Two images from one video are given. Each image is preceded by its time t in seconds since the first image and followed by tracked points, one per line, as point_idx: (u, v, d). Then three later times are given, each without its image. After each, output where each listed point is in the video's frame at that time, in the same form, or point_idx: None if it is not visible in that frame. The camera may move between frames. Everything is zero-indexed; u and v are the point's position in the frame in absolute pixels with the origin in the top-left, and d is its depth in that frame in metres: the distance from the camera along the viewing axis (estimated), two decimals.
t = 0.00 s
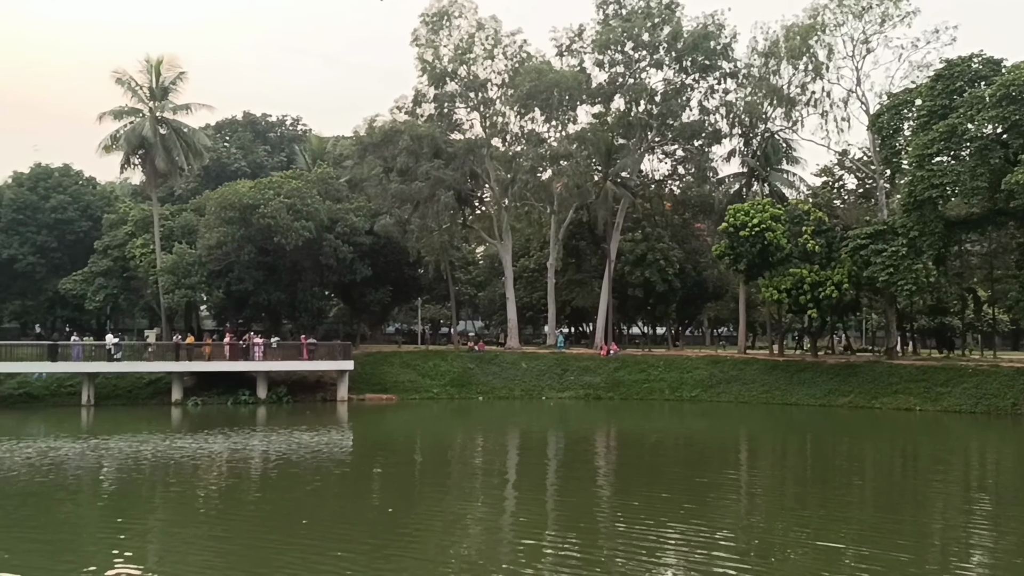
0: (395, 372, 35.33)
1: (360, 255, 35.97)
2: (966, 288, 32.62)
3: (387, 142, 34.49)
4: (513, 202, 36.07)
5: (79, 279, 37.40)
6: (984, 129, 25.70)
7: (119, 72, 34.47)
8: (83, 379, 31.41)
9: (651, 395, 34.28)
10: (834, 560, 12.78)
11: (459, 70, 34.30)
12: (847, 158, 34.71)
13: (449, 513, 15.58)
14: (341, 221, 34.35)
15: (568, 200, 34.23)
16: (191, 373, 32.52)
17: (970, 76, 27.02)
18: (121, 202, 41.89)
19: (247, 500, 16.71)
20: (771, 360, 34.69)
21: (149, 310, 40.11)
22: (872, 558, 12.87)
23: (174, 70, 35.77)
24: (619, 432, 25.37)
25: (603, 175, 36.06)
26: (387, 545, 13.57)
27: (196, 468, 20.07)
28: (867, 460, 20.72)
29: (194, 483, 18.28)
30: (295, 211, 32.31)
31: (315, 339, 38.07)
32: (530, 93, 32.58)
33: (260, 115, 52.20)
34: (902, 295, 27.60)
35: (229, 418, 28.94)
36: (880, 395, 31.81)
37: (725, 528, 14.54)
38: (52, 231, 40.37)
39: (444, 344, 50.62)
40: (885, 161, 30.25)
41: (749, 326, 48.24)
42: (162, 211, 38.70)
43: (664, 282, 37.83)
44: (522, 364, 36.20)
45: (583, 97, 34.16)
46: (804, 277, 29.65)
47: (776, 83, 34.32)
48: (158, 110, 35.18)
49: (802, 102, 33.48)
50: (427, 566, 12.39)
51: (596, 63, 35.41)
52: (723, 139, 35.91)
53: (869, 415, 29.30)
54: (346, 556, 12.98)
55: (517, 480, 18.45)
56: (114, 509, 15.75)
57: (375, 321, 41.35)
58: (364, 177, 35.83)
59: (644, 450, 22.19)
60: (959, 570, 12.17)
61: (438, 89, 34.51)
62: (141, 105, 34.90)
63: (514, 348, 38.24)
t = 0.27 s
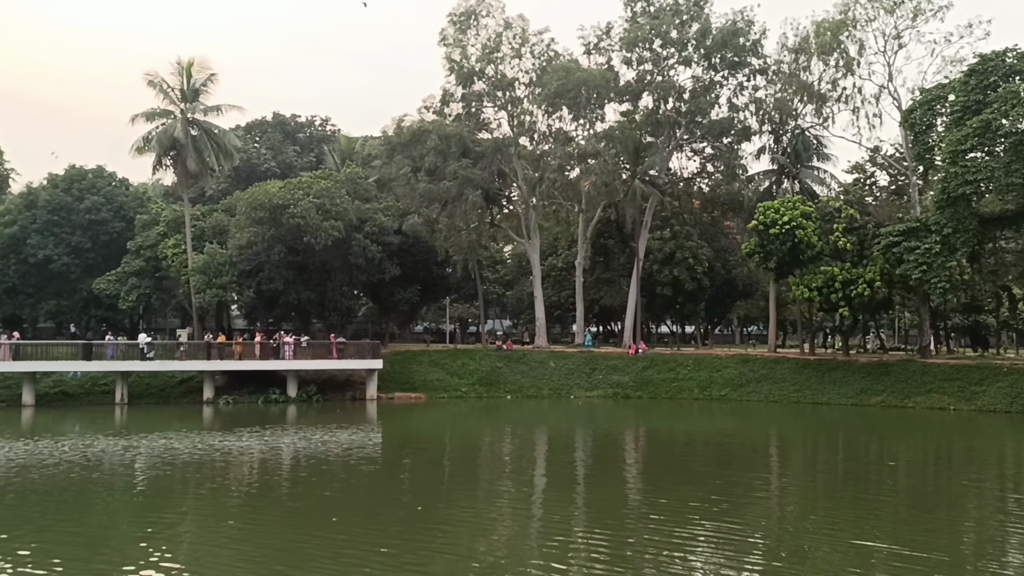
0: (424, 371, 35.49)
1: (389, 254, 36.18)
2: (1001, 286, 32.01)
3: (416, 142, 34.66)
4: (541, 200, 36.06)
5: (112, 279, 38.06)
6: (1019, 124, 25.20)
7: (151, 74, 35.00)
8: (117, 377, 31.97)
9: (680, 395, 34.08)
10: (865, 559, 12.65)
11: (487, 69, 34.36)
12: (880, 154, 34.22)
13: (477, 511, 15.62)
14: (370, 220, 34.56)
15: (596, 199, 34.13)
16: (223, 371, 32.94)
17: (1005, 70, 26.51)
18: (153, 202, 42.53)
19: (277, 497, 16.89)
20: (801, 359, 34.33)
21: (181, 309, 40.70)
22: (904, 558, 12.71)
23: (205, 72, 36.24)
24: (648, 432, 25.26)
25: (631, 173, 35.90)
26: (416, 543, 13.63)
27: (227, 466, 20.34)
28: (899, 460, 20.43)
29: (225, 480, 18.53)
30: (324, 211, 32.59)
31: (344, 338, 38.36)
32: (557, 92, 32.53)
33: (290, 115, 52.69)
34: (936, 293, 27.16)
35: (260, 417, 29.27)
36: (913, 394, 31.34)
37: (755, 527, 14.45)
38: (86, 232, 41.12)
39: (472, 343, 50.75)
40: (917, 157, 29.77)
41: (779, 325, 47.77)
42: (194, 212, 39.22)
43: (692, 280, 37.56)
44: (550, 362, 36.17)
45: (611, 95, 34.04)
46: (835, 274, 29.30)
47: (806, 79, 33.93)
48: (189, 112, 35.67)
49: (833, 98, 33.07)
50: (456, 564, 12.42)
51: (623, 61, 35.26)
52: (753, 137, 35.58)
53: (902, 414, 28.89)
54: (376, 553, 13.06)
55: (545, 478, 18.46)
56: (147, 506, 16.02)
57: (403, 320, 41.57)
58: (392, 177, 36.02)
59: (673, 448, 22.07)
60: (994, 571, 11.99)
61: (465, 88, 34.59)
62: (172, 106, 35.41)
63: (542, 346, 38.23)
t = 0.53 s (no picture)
0: (451, 370, 35.60)
1: (416, 254, 36.35)
2: None
3: (442, 142, 34.77)
4: (568, 200, 36.00)
5: (143, 279, 38.66)
6: None
7: (181, 77, 35.47)
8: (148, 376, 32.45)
9: (708, 395, 33.85)
10: (897, 560, 12.51)
11: (513, 69, 34.38)
12: (911, 152, 33.72)
13: (504, 511, 15.63)
14: (397, 220, 34.73)
15: (623, 198, 34.00)
16: (252, 371, 33.30)
17: None
18: (183, 203, 43.10)
19: (304, 495, 17.04)
20: (831, 360, 33.94)
21: (211, 308, 41.23)
22: (937, 559, 12.55)
23: (234, 73, 36.65)
24: (675, 432, 25.13)
25: (658, 172, 35.72)
26: (443, 542, 13.67)
27: (255, 464, 20.55)
28: (930, 461, 20.16)
29: (254, 479, 18.73)
30: (352, 211, 32.81)
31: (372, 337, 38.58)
32: (584, 91, 32.47)
33: (318, 116, 53.11)
34: (968, 293, 26.72)
35: (288, 416, 29.56)
36: (945, 395, 30.88)
37: (785, 528, 14.34)
38: (118, 232, 41.76)
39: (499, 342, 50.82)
40: (949, 155, 29.28)
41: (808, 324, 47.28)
42: (223, 212, 39.68)
43: (720, 280, 37.26)
44: (577, 362, 36.08)
45: (638, 94, 33.89)
46: (865, 274, 28.93)
47: (836, 76, 33.52)
48: (219, 113, 36.10)
49: (863, 95, 32.66)
50: (483, 564, 12.44)
51: (650, 60, 35.10)
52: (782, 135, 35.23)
53: (934, 415, 28.48)
54: (403, 552, 13.12)
55: (572, 478, 18.44)
56: (177, 503, 16.23)
57: (430, 320, 41.73)
58: (419, 177, 36.19)
59: (700, 449, 21.95)
60: None
61: (492, 88, 34.63)
62: (202, 108, 35.85)
63: (569, 346, 38.18)
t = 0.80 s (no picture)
0: (481, 368, 35.70)
1: (445, 252, 36.49)
2: None
3: (472, 140, 34.85)
4: (597, 198, 35.91)
5: (176, 278, 39.26)
6: None
7: (214, 77, 35.94)
8: (182, 373, 32.98)
9: (739, 394, 33.59)
10: (931, 560, 12.38)
11: (543, 67, 34.34)
12: (946, 149, 33.12)
13: (533, 509, 15.63)
14: (427, 219, 34.89)
15: (652, 196, 33.80)
16: (283, 368, 33.68)
17: None
18: (216, 202, 43.68)
19: (334, 492, 17.19)
20: (864, 358, 33.49)
21: (243, 306, 41.75)
22: (972, 559, 12.40)
23: (265, 73, 37.05)
24: (705, 430, 24.99)
25: (688, 170, 35.47)
26: (473, 539, 13.71)
27: (286, 461, 20.79)
28: (966, 460, 19.84)
29: (285, 475, 18.97)
30: (382, 210, 33.02)
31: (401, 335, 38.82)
32: (613, 89, 32.34)
33: (348, 115, 53.49)
34: (1005, 291, 26.21)
35: (319, 413, 29.87)
36: (981, 394, 30.34)
37: (816, 526, 14.24)
38: (152, 231, 42.46)
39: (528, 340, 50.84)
40: (985, 152, 28.69)
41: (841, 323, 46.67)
42: (255, 211, 40.15)
43: (751, 278, 36.91)
44: (606, 360, 35.99)
45: (668, 91, 33.68)
46: (899, 271, 28.51)
47: (869, 72, 33.02)
48: (250, 113, 36.53)
49: (897, 91, 32.16)
50: (513, 561, 12.46)
51: (680, 57, 34.86)
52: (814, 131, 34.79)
53: (970, 415, 28.02)
54: (433, 549, 13.18)
55: (601, 476, 18.42)
56: (210, 499, 16.48)
57: (459, 318, 41.88)
58: (448, 176, 36.32)
59: (731, 448, 21.79)
60: None
61: (521, 86, 34.63)
62: (234, 108, 36.31)
63: (598, 344, 38.10)
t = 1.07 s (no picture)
0: (511, 366, 35.73)
1: (476, 250, 36.58)
2: None
3: (503, 138, 34.87)
4: (628, 195, 35.73)
5: (210, 276, 39.84)
6: None
7: (247, 77, 36.39)
8: (216, 370, 33.45)
9: (772, 393, 33.26)
10: (968, 560, 12.20)
11: (573, 64, 34.25)
12: (984, 145, 32.46)
13: (562, 507, 15.61)
14: (458, 217, 35.04)
15: (684, 194, 33.56)
16: (315, 365, 34.03)
17: None
18: (249, 201, 44.23)
19: (364, 489, 17.32)
20: (900, 357, 32.96)
21: (276, 304, 42.24)
22: (1011, 560, 12.20)
23: (298, 73, 37.42)
24: (737, 429, 24.77)
25: (720, 167, 35.17)
26: (502, 537, 13.72)
27: (318, 457, 21.01)
28: (1004, 461, 19.47)
29: (317, 471, 19.17)
30: (413, 208, 33.19)
31: (432, 333, 39.01)
32: (645, 86, 32.15)
33: (379, 114, 53.83)
34: None
35: (351, 410, 30.13)
36: (1021, 394, 29.73)
37: (851, 526, 14.08)
38: (186, 230, 43.11)
39: (558, 338, 50.80)
40: None
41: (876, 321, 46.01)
42: (287, 210, 40.57)
43: (784, 275, 36.48)
44: (637, 359, 35.83)
45: (700, 88, 33.42)
46: (936, 269, 28.02)
47: (905, 67, 32.45)
48: (283, 112, 36.93)
49: (934, 87, 31.56)
50: (543, 560, 12.44)
51: (712, 53, 34.56)
52: (849, 128, 34.31)
53: (1009, 414, 27.47)
54: (463, 546, 13.21)
55: (633, 475, 18.35)
56: (243, 495, 16.71)
57: (490, 316, 41.97)
58: (479, 174, 36.40)
59: (763, 447, 21.59)
60: None
61: (552, 84, 34.57)
62: (267, 107, 36.72)
63: (629, 343, 37.93)
